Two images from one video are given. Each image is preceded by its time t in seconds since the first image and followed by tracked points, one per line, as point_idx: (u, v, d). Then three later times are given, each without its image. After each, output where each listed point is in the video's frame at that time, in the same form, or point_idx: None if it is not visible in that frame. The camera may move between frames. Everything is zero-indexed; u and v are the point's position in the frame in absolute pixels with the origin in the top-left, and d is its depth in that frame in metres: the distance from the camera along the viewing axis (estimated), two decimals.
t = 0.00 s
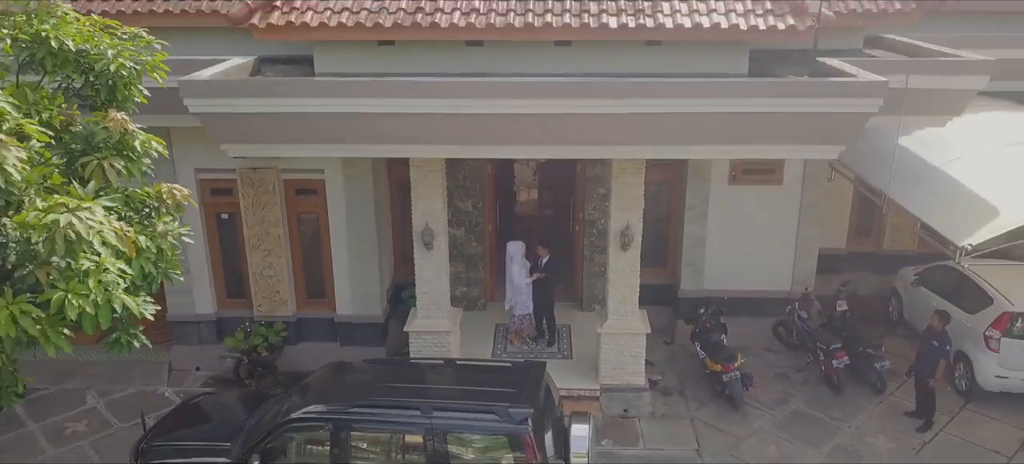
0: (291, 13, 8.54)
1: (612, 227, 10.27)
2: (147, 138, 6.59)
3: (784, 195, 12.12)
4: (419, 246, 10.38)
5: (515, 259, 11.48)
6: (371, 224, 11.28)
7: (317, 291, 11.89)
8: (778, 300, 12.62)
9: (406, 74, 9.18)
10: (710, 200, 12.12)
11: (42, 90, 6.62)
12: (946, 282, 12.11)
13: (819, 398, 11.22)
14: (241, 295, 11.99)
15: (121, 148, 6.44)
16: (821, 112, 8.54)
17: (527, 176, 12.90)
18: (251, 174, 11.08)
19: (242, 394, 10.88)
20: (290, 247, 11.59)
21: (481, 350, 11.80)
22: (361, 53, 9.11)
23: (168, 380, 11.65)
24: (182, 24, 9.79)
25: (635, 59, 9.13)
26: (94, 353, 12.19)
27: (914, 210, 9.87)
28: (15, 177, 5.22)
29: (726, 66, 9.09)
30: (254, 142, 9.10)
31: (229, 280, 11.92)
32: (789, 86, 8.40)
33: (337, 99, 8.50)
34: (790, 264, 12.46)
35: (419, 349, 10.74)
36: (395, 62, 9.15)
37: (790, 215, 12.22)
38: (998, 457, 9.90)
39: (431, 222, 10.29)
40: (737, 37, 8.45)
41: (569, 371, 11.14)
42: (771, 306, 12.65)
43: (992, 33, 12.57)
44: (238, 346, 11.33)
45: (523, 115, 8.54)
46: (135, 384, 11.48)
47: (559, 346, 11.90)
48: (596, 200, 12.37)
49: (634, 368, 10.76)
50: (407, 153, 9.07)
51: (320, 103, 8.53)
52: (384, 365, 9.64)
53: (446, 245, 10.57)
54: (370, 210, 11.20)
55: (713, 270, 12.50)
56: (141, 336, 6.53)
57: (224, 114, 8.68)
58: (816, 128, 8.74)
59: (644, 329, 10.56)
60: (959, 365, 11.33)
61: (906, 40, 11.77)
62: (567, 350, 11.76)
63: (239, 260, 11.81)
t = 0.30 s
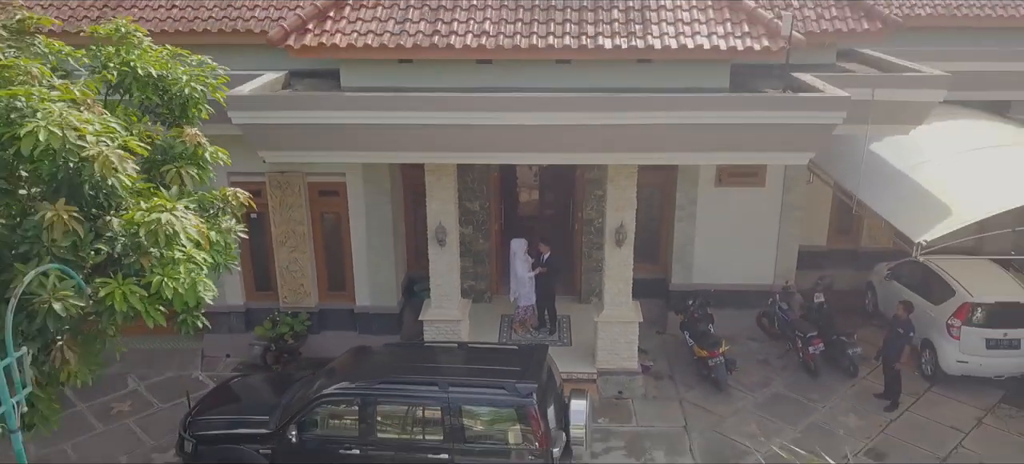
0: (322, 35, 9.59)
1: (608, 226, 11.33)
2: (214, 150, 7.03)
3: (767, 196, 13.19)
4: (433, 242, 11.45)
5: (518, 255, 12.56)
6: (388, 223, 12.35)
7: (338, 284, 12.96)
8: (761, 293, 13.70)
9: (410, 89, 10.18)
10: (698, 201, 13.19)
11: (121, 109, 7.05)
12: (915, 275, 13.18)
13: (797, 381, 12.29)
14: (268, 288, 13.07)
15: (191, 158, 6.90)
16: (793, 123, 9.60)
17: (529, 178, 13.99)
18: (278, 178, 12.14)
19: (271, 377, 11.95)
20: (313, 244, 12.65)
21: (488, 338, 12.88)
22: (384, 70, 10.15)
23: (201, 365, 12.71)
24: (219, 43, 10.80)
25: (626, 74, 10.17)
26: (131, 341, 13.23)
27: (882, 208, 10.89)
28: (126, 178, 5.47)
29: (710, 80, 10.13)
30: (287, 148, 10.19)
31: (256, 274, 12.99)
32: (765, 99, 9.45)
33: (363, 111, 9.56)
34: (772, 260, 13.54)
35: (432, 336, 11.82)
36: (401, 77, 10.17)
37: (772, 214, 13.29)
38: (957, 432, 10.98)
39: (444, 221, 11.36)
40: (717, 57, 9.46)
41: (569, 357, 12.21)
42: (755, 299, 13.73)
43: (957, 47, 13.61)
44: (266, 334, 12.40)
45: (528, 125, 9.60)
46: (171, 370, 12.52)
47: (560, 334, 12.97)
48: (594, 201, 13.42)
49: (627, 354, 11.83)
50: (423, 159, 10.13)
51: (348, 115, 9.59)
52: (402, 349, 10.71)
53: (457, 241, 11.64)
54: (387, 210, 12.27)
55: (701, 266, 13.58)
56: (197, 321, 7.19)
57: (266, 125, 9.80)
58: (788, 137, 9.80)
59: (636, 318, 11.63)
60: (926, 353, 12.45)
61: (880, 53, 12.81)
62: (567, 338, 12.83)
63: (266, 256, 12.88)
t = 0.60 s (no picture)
0: (350, 54, 10.81)
1: (604, 223, 12.55)
2: (269, 158, 8.04)
3: (750, 196, 14.39)
4: (446, 238, 12.65)
5: (521, 250, 13.75)
6: (403, 220, 13.56)
7: (357, 277, 14.19)
8: (745, 285, 14.92)
9: (424, 101, 11.41)
10: (687, 201, 14.39)
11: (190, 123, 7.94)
12: (885, 268, 14.37)
13: (777, 365, 13.48)
14: (293, 280, 14.31)
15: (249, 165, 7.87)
16: (768, 131, 10.80)
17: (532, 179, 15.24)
18: (304, 179, 13.36)
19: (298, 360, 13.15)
20: (335, 240, 13.87)
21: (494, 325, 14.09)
22: (404, 85, 11.38)
23: (232, 351, 13.91)
24: (253, 58, 11.99)
25: (620, 87, 11.38)
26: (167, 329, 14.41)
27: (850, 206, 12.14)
28: (208, 182, 6.59)
29: (694, 93, 11.35)
30: (316, 153, 11.40)
31: (282, 267, 14.23)
32: (741, 112, 10.70)
33: (386, 121, 10.78)
34: (755, 255, 14.75)
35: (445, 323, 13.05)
36: (417, 90, 11.39)
37: (755, 213, 14.51)
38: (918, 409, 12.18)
39: (457, 219, 12.58)
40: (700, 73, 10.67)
41: (569, 342, 13.41)
42: (739, 290, 14.94)
43: (925, 59, 14.83)
44: (293, 321, 13.61)
45: (533, 134, 10.80)
46: (207, 355, 13.71)
47: (560, 322, 14.17)
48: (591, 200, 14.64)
49: (621, 339, 13.05)
50: (439, 164, 11.35)
51: (373, 124, 10.81)
52: (419, 332, 11.91)
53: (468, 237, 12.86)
54: (401, 209, 13.47)
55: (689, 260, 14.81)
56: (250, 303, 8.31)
57: (301, 134, 10.99)
58: (764, 144, 11.00)
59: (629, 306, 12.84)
60: (892, 338, 13.77)
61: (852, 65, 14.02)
62: (566, 326, 14.04)
63: (292, 251, 14.12)
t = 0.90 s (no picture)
0: (374, 69, 12.15)
1: (600, 220, 13.89)
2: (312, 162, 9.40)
3: (734, 195, 15.74)
4: (457, 233, 14.00)
5: (525, 244, 15.03)
6: (418, 217, 14.91)
7: (376, 268, 15.56)
8: (730, 276, 16.28)
9: (439, 110, 12.76)
10: (676, 199, 15.74)
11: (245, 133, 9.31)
12: (858, 261, 15.71)
13: (758, 349, 14.81)
14: (317, 271, 15.69)
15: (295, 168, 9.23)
16: (746, 138, 12.14)
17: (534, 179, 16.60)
18: (328, 180, 14.72)
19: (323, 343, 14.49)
20: (356, 234, 15.23)
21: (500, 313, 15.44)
22: (421, 95, 12.74)
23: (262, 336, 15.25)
24: (284, 70, 13.36)
25: (615, 98, 12.72)
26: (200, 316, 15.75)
27: (820, 203, 13.55)
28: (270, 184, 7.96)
29: (680, 103, 12.70)
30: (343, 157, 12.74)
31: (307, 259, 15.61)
32: (722, 121, 12.04)
33: (406, 128, 12.13)
34: (738, 249, 16.11)
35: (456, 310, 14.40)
36: (433, 100, 12.75)
37: (739, 210, 15.86)
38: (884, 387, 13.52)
39: (468, 215, 13.93)
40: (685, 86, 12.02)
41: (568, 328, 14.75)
42: (725, 282, 16.28)
43: (894, 70, 16.18)
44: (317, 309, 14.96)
45: (537, 140, 12.13)
46: (238, 340, 15.03)
47: (560, 310, 15.52)
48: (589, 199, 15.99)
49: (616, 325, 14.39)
50: (452, 167, 12.68)
51: (394, 131, 12.16)
52: (434, 317, 13.26)
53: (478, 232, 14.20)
54: (416, 206, 14.82)
55: (678, 253, 16.18)
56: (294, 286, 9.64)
57: (329, 139, 12.34)
58: (743, 149, 12.34)
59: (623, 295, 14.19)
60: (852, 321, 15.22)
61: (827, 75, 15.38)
62: (565, 313, 15.39)
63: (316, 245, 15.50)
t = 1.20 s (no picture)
0: (395, 80, 13.62)
1: (596, 215, 15.36)
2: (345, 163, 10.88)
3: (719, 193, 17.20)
4: (467, 227, 15.46)
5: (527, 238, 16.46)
6: (430, 213, 16.38)
7: (392, 260, 17.05)
8: (716, 267, 17.75)
9: (451, 117, 14.23)
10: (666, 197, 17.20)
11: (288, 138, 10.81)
12: (832, 253, 17.18)
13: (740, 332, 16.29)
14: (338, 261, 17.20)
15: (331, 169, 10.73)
16: (725, 142, 13.61)
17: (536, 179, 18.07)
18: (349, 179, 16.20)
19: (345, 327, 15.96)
20: (374, 229, 16.72)
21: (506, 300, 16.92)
22: (435, 103, 14.19)
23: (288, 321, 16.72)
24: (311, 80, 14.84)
25: (610, 106, 14.18)
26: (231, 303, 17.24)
27: (795, 202, 14.99)
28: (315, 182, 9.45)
29: (668, 110, 14.17)
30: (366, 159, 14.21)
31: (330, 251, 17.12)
32: (704, 127, 13.50)
33: (423, 133, 13.61)
34: (723, 243, 17.59)
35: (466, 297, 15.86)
36: (446, 107, 14.23)
37: (723, 207, 17.32)
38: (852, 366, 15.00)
39: (476, 211, 15.39)
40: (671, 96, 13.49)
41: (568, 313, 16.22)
42: (711, 272, 17.75)
43: (866, 78, 17.65)
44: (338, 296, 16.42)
45: (539, 144, 13.59)
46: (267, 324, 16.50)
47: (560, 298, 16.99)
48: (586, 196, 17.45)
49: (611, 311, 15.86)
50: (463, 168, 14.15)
51: (412, 136, 13.63)
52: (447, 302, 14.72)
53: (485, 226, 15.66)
54: (428, 203, 16.28)
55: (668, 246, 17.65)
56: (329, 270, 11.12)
57: (354, 143, 13.81)
58: (723, 152, 13.82)
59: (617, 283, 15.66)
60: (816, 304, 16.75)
61: (804, 84, 16.86)
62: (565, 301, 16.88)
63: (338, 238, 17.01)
